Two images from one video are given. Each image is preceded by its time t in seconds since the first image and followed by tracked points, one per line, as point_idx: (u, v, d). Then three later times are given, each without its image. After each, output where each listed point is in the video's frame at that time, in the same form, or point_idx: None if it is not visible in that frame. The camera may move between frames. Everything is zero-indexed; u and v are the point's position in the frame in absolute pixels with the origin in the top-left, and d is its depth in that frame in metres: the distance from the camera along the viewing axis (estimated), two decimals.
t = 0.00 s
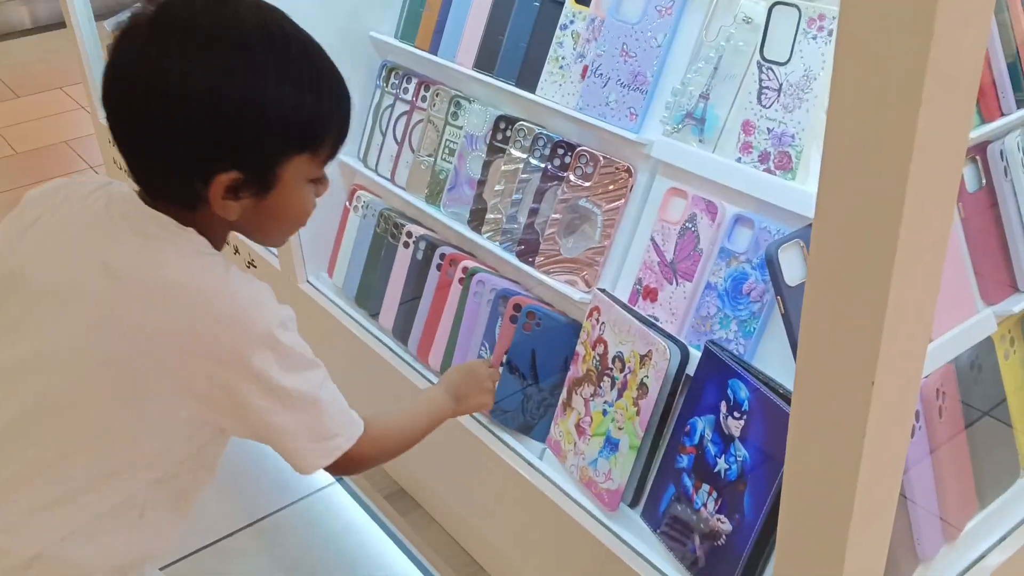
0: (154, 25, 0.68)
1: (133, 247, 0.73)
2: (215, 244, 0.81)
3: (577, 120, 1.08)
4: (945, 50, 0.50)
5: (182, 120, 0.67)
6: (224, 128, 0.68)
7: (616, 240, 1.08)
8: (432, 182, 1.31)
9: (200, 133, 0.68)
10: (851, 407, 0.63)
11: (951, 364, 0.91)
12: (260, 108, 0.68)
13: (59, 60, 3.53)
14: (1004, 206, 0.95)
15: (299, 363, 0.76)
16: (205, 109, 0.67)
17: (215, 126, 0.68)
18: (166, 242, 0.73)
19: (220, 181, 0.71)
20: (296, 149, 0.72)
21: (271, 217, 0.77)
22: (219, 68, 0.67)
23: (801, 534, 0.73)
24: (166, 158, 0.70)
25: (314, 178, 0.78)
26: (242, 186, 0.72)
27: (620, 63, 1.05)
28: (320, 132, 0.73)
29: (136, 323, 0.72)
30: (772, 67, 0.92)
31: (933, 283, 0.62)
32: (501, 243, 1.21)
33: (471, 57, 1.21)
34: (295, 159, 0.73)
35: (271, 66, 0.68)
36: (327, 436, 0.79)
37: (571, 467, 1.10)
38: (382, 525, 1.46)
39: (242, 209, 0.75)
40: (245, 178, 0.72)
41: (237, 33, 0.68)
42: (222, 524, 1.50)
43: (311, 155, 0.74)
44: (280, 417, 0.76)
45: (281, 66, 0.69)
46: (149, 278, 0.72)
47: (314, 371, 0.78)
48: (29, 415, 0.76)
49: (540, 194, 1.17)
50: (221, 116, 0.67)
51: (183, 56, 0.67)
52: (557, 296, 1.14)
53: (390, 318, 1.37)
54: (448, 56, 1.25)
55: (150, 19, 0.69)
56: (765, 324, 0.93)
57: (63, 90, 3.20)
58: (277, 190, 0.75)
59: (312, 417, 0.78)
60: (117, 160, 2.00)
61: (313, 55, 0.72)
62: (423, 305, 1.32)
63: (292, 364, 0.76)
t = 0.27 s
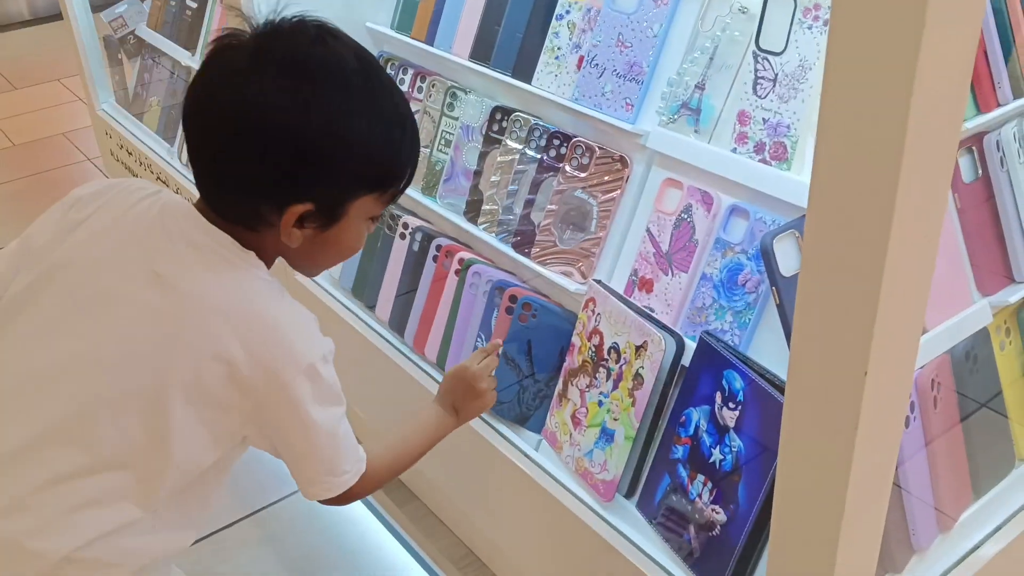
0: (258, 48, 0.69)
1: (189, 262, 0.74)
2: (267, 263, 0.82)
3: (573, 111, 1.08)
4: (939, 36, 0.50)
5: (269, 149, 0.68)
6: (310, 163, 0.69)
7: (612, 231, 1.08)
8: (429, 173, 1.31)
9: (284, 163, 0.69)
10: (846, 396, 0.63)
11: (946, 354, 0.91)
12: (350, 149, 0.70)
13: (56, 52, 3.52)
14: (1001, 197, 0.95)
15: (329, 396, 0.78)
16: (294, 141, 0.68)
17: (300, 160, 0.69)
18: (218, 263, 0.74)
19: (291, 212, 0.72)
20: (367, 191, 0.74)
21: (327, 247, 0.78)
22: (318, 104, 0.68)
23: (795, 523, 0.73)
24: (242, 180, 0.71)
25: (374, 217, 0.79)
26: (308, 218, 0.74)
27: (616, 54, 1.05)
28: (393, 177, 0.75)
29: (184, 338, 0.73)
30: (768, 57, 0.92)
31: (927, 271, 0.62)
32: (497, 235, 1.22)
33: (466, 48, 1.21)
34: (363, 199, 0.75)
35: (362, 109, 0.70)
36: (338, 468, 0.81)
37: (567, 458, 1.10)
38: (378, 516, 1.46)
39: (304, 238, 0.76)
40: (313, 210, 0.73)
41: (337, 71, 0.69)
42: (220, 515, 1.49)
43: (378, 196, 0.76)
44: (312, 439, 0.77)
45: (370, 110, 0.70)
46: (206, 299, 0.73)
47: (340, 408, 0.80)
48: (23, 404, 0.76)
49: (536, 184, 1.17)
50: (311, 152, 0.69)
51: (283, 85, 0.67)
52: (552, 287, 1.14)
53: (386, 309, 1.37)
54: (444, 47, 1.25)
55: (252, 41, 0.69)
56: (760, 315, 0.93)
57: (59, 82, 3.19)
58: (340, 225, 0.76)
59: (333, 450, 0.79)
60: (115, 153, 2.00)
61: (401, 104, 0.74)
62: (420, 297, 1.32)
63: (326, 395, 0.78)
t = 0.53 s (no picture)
0: (289, 75, 0.71)
1: (199, 277, 0.75)
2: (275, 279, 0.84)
3: (572, 103, 1.08)
4: (935, 28, 0.50)
5: (292, 176, 0.71)
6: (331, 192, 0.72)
7: (611, 224, 1.08)
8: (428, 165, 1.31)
9: (306, 189, 0.71)
10: (843, 387, 0.63)
11: (944, 346, 0.91)
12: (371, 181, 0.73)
13: (55, 45, 3.51)
14: (999, 189, 0.95)
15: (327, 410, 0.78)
16: (316, 170, 0.70)
17: (321, 188, 0.71)
18: (226, 278, 0.76)
19: (306, 236, 0.75)
20: (381, 220, 0.76)
21: (337, 268, 0.81)
22: (343, 137, 0.70)
23: (793, 514, 0.74)
24: (261, 201, 0.73)
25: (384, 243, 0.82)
26: (321, 242, 0.76)
27: (615, 46, 1.05)
28: (407, 207, 0.78)
29: (190, 352, 0.74)
30: (766, 50, 0.92)
31: (924, 263, 0.62)
32: (497, 227, 1.22)
33: (466, 40, 1.21)
34: (377, 227, 0.77)
35: (385, 143, 0.72)
36: (334, 477, 0.81)
37: (566, 449, 1.10)
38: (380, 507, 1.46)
39: (315, 261, 0.78)
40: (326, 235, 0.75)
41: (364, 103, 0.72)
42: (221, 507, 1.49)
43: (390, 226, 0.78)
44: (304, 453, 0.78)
45: (393, 146, 0.73)
46: (215, 317, 0.74)
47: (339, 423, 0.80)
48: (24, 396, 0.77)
49: (535, 177, 1.17)
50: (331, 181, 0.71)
51: (310, 114, 0.70)
52: (552, 279, 1.14)
53: (386, 301, 1.37)
54: (443, 39, 1.25)
55: (284, 66, 0.72)
56: (758, 307, 0.93)
57: (58, 75, 3.19)
58: (352, 250, 0.79)
59: (329, 460, 0.80)
60: (115, 146, 2.00)
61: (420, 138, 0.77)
62: (420, 289, 1.32)
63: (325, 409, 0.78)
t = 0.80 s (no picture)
0: (315, 128, 0.73)
1: (210, 303, 0.77)
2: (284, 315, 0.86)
3: (573, 99, 1.08)
4: (936, 23, 0.51)
5: (313, 225, 0.73)
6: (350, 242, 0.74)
7: (612, 220, 1.08)
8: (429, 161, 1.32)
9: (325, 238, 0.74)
10: (845, 381, 0.64)
11: (944, 341, 0.92)
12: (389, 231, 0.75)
13: (55, 42, 3.51)
14: (999, 184, 0.96)
15: (327, 430, 0.80)
16: (336, 220, 0.73)
17: (340, 236, 0.74)
18: (235, 303, 0.77)
19: (322, 280, 0.77)
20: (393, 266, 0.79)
21: (347, 309, 0.84)
22: (364, 190, 0.73)
23: (794, 508, 0.74)
24: (280, 246, 0.75)
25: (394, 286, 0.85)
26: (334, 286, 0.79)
27: (616, 43, 1.05)
28: (418, 256, 0.81)
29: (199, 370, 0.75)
30: (767, 46, 0.92)
31: (925, 258, 0.62)
32: (498, 223, 1.22)
33: (466, 36, 1.21)
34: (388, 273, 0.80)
35: (403, 195, 0.75)
36: (337, 489, 0.84)
37: (568, 445, 1.11)
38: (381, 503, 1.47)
39: (326, 302, 0.81)
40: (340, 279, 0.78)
41: (385, 156, 0.74)
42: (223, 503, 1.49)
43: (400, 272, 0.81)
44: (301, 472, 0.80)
45: (410, 199, 0.76)
46: (225, 345, 0.75)
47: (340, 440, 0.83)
48: (28, 391, 0.77)
49: (536, 173, 1.17)
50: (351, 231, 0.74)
51: (333, 166, 0.72)
52: (553, 275, 1.15)
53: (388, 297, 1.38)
54: (444, 36, 1.25)
55: (310, 117, 0.74)
56: (759, 302, 0.93)
57: (58, 72, 3.19)
58: (362, 293, 0.81)
59: (330, 474, 0.82)
60: (115, 143, 2.01)
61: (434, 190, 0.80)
62: (422, 285, 1.33)
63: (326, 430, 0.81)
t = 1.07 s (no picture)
0: (330, 142, 0.74)
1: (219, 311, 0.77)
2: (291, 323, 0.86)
3: (573, 98, 1.08)
4: (937, 22, 0.51)
5: (327, 239, 0.73)
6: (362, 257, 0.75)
7: (612, 219, 1.08)
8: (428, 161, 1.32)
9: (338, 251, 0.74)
10: (845, 380, 0.64)
11: (943, 339, 0.92)
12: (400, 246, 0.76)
13: (54, 42, 3.52)
14: (999, 183, 0.96)
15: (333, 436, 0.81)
16: (350, 234, 0.73)
17: (352, 250, 0.74)
18: (242, 311, 0.78)
19: (332, 290, 0.77)
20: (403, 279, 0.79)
21: (358, 320, 0.84)
22: (378, 204, 0.73)
23: (795, 506, 0.74)
24: (291, 259, 0.76)
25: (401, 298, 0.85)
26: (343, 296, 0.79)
27: (615, 42, 1.05)
28: (429, 269, 0.80)
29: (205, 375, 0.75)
30: (766, 44, 0.92)
31: (924, 257, 0.62)
32: (498, 223, 1.22)
33: (466, 35, 1.21)
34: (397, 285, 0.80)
35: (415, 210, 0.75)
36: (341, 491, 0.84)
37: (568, 444, 1.11)
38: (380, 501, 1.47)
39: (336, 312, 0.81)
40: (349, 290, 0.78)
41: (398, 171, 0.75)
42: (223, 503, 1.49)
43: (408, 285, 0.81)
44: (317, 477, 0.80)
45: (422, 211, 0.76)
46: (230, 354, 0.76)
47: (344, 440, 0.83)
48: (30, 391, 0.77)
49: (536, 172, 1.17)
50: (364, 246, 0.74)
51: (345, 181, 0.73)
52: (553, 274, 1.15)
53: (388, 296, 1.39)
54: (443, 35, 1.25)
55: (324, 132, 0.75)
56: (759, 301, 0.93)
57: (58, 72, 3.19)
58: (371, 304, 0.81)
59: (335, 476, 0.82)
60: (114, 142, 2.02)
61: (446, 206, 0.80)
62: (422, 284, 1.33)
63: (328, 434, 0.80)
